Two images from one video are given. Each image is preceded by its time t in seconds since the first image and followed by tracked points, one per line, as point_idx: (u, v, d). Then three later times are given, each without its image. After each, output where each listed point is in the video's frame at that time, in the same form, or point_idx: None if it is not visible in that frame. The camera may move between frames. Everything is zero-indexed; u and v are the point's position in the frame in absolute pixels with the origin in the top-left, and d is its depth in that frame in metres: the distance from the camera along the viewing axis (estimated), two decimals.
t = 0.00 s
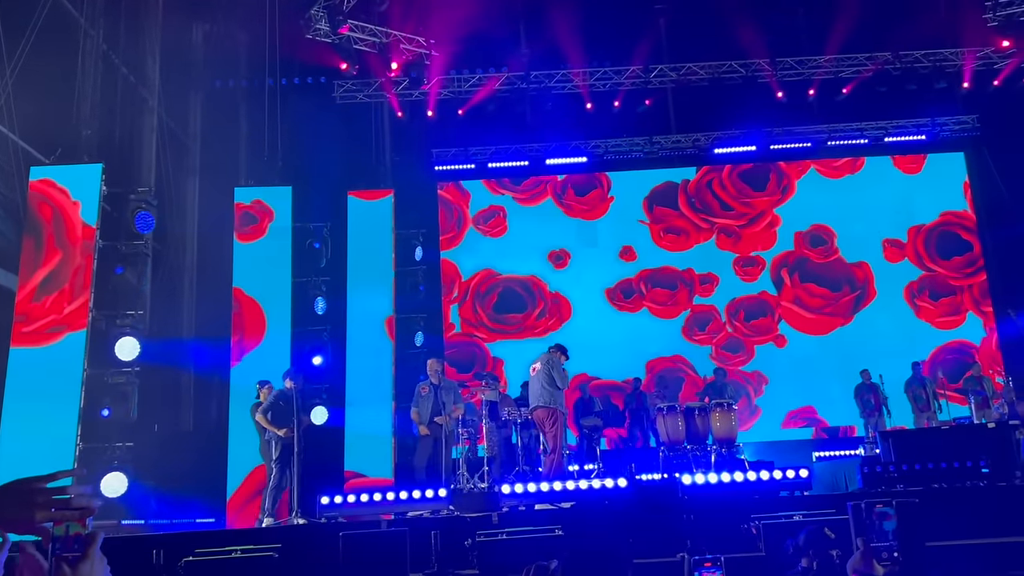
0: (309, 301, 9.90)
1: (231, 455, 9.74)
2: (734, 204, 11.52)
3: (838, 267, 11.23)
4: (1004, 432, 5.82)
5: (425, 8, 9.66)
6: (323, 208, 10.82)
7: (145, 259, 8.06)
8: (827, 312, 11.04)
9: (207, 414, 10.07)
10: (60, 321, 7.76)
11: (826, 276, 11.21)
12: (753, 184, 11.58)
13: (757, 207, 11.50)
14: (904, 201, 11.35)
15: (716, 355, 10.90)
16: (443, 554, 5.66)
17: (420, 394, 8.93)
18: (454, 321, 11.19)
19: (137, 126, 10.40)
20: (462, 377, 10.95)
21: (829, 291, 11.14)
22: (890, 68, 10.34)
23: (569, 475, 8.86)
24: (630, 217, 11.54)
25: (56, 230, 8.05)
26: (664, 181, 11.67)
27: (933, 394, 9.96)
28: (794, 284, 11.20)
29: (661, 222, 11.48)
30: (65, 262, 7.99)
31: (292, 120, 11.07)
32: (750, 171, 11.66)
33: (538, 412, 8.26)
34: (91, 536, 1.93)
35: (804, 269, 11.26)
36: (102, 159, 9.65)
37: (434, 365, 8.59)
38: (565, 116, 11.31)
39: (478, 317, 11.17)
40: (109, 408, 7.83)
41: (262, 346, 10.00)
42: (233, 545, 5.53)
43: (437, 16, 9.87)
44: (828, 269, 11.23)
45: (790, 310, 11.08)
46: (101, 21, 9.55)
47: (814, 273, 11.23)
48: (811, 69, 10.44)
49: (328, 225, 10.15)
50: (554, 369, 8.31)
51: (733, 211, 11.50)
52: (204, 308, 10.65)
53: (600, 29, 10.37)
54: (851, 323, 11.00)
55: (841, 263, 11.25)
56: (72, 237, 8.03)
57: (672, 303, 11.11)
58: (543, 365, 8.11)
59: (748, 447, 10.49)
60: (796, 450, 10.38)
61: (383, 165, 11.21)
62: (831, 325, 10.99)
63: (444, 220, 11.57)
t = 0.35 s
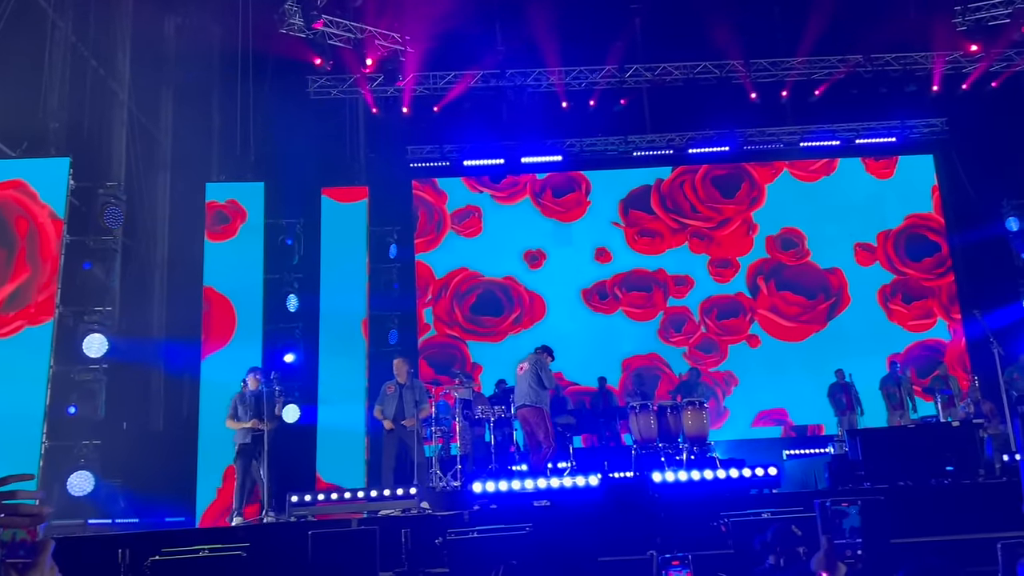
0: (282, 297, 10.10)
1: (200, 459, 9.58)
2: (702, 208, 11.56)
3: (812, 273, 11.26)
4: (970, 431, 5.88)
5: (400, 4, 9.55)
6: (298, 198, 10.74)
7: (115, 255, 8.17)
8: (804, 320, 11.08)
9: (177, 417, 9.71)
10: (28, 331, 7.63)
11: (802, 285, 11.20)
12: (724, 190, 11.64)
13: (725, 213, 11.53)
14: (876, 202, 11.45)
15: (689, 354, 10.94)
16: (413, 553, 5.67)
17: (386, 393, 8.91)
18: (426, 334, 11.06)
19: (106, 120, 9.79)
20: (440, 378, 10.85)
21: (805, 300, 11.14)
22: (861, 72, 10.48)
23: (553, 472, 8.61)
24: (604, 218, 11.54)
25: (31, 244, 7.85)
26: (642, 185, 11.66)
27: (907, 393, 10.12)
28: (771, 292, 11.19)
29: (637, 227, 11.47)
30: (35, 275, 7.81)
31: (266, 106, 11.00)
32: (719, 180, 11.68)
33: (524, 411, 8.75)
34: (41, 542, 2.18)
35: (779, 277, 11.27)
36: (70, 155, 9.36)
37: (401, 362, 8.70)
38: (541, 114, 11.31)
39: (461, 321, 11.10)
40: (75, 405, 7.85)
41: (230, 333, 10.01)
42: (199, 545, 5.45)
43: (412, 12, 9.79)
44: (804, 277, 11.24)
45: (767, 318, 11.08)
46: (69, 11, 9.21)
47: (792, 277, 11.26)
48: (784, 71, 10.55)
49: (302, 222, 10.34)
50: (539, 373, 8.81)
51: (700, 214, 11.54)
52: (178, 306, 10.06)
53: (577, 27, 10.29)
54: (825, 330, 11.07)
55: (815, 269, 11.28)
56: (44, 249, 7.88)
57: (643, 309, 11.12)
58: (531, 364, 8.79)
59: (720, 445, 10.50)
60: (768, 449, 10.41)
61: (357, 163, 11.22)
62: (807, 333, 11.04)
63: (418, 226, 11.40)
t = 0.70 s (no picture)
0: (261, 291, 10.19)
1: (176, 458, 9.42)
2: (675, 208, 11.52)
3: (795, 281, 11.25)
4: (944, 427, 5.93)
5: None
6: (276, 192, 10.80)
7: (90, 247, 7.95)
8: (787, 326, 11.09)
9: (157, 411, 9.66)
10: None
11: (785, 290, 11.22)
12: (701, 193, 11.58)
13: (698, 217, 11.48)
14: (856, 201, 11.49)
15: (670, 351, 11.01)
16: (392, 547, 5.60)
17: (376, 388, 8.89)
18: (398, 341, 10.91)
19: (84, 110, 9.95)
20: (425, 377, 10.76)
21: (789, 306, 11.15)
22: (843, 71, 10.50)
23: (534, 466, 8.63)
24: (585, 218, 11.45)
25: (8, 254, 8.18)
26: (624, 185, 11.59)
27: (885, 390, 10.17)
28: (754, 298, 11.19)
29: (618, 228, 11.41)
30: (10, 286, 8.13)
31: (246, 100, 10.76)
32: (697, 187, 11.62)
33: (517, 408, 9.07)
34: None
35: (762, 283, 11.28)
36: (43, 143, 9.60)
37: (385, 357, 8.67)
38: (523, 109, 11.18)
39: (443, 322, 10.98)
40: (49, 400, 7.66)
41: (203, 331, 9.82)
42: (176, 540, 5.44)
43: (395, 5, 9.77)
44: (787, 283, 11.24)
45: (750, 324, 11.09)
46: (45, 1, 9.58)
47: (776, 280, 11.27)
48: (765, 69, 10.59)
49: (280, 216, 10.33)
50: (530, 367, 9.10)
51: (672, 216, 11.50)
52: (155, 300, 10.03)
53: (560, 22, 10.33)
54: (807, 334, 11.10)
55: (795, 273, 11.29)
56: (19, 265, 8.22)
57: (624, 311, 11.12)
58: (524, 362, 9.11)
59: (699, 441, 10.59)
60: (745, 446, 10.47)
61: (336, 154, 11.01)
62: (791, 339, 11.06)
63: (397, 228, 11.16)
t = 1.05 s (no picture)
0: (244, 284, 9.86)
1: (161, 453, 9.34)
2: (655, 207, 11.59)
3: (782, 286, 11.30)
4: (926, 423, 6.01)
5: None
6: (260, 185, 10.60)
7: (72, 239, 7.93)
8: (776, 330, 11.10)
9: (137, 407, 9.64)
10: None
11: (772, 294, 11.25)
12: (681, 194, 11.64)
13: (684, 215, 11.54)
14: (840, 198, 11.61)
15: (655, 349, 11.03)
16: (375, 541, 5.64)
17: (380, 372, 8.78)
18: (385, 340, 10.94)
19: (67, 101, 9.73)
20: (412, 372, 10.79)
21: (777, 311, 11.16)
22: (827, 68, 10.62)
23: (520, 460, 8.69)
24: (571, 216, 11.49)
25: None
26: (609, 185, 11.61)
27: (864, 386, 10.33)
28: (742, 303, 11.22)
29: (604, 228, 11.44)
30: None
31: (230, 87, 10.59)
32: (678, 188, 11.67)
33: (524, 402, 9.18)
34: None
35: (749, 287, 11.31)
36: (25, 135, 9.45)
37: (380, 352, 8.64)
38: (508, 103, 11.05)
39: (429, 320, 11.01)
40: (30, 392, 7.64)
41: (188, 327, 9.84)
42: (157, 534, 5.39)
43: None
44: (773, 287, 11.29)
45: (738, 328, 11.12)
46: None
47: (764, 283, 11.31)
48: (750, 66, 10.67)
49: (263, 207, 10.11)
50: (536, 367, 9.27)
51: (653, 214, 11.57)
52: (138, 292, 10.06)
53: (546, 19, 10.11)
54: (793, 335, 11.13)
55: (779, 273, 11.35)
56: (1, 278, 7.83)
57: (610, 309, 11.14)
58: (531, 357, 9.14)
59: (682, 436, 10.64)
60: (726, 442, 10.55)
61: (320, 148, 10.94)
62: (779, 342, 11.06)
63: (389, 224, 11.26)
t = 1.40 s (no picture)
0: (231, 277, 9.76)
1: (146, 446, 9.35)
2: (640, 205, 11.54)
3: (771, 290, 11.30)
4: (910, 418, 6.03)
5: None
6: (247, 177, 10.62)
7: (56, 230, 7.85)
8: (765, 333, 11.13)
9: (122, 397, 9.59)
10: None
11: (761, 297, 11.25)
12: (665, 194, 11.57)
13: (673, 212, 11.52)
14: (826, 194, 11.61)
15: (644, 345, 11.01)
16: (361, 535, 5.59)
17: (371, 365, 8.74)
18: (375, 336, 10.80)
19: (53, 89, 9.34)
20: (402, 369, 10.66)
21: (766, 314, 11.18)
22: (814, 64, 10.57)
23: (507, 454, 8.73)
24: (558, 214, 11.40)
25: None
26: (596, 185, 11.56)
27: (844, 381, 10.51)
28: (732, 306, 11.21)
29: (592, 225, 11.39)
30: None
31: (216, 77, 10.62)
32: (662, 186, 11.60)
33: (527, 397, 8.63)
34: None
35: (738, 290, 11.30)
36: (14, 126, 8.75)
37: (373, 348, 8.62)
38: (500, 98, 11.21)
39: (419, 317, 10.91)
40: (12, 384, 7.66)
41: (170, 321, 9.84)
42: (142, 527, 5.38)
43: None
44: (762, 291, 11.28)
45: (727, 331, 11.12)
46: None
47: (754, 286, 11.30)
48: (738, 62, 10.61)
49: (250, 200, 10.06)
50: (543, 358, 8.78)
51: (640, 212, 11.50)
52: (124, 285, 9.95)
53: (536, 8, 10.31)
54: (781, 336, 11.16)
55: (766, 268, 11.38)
56: None
57: (600, 305, 11.12)
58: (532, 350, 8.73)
59: (668, 430, 10.68)
60: (710, 436, 10.66)
61: (308, 140, 10.93)
62: (768, 346, 11.09)
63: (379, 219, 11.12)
